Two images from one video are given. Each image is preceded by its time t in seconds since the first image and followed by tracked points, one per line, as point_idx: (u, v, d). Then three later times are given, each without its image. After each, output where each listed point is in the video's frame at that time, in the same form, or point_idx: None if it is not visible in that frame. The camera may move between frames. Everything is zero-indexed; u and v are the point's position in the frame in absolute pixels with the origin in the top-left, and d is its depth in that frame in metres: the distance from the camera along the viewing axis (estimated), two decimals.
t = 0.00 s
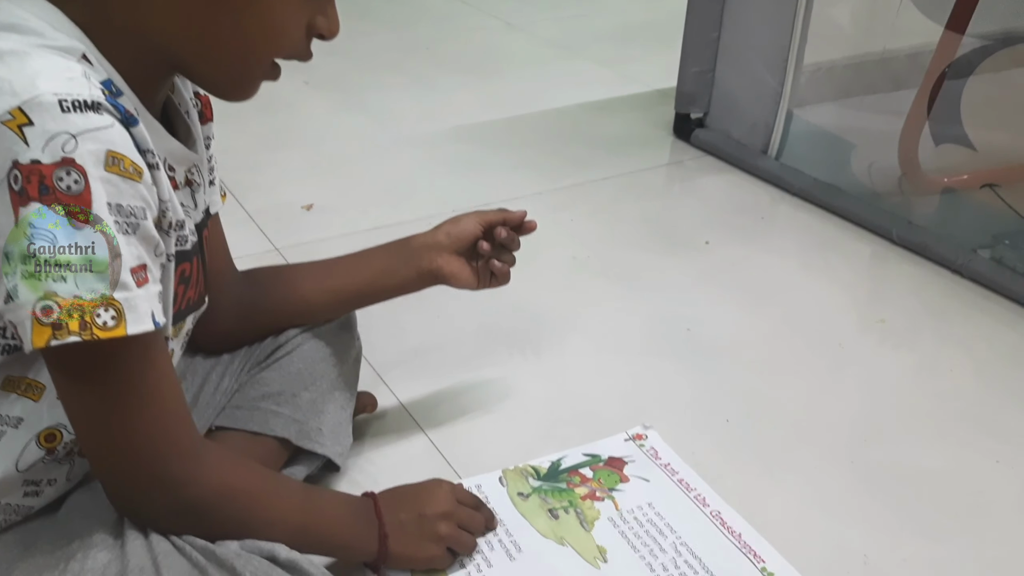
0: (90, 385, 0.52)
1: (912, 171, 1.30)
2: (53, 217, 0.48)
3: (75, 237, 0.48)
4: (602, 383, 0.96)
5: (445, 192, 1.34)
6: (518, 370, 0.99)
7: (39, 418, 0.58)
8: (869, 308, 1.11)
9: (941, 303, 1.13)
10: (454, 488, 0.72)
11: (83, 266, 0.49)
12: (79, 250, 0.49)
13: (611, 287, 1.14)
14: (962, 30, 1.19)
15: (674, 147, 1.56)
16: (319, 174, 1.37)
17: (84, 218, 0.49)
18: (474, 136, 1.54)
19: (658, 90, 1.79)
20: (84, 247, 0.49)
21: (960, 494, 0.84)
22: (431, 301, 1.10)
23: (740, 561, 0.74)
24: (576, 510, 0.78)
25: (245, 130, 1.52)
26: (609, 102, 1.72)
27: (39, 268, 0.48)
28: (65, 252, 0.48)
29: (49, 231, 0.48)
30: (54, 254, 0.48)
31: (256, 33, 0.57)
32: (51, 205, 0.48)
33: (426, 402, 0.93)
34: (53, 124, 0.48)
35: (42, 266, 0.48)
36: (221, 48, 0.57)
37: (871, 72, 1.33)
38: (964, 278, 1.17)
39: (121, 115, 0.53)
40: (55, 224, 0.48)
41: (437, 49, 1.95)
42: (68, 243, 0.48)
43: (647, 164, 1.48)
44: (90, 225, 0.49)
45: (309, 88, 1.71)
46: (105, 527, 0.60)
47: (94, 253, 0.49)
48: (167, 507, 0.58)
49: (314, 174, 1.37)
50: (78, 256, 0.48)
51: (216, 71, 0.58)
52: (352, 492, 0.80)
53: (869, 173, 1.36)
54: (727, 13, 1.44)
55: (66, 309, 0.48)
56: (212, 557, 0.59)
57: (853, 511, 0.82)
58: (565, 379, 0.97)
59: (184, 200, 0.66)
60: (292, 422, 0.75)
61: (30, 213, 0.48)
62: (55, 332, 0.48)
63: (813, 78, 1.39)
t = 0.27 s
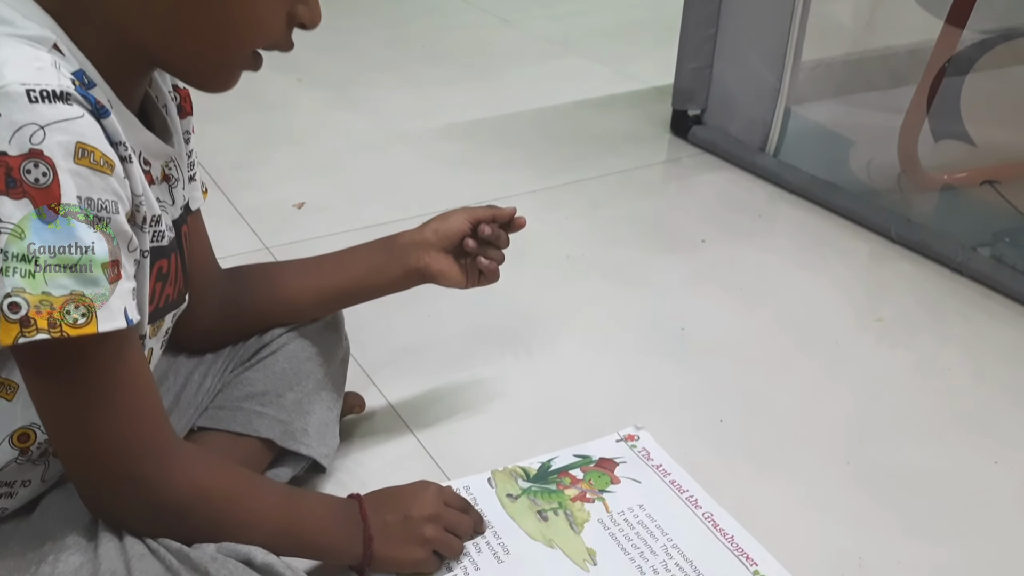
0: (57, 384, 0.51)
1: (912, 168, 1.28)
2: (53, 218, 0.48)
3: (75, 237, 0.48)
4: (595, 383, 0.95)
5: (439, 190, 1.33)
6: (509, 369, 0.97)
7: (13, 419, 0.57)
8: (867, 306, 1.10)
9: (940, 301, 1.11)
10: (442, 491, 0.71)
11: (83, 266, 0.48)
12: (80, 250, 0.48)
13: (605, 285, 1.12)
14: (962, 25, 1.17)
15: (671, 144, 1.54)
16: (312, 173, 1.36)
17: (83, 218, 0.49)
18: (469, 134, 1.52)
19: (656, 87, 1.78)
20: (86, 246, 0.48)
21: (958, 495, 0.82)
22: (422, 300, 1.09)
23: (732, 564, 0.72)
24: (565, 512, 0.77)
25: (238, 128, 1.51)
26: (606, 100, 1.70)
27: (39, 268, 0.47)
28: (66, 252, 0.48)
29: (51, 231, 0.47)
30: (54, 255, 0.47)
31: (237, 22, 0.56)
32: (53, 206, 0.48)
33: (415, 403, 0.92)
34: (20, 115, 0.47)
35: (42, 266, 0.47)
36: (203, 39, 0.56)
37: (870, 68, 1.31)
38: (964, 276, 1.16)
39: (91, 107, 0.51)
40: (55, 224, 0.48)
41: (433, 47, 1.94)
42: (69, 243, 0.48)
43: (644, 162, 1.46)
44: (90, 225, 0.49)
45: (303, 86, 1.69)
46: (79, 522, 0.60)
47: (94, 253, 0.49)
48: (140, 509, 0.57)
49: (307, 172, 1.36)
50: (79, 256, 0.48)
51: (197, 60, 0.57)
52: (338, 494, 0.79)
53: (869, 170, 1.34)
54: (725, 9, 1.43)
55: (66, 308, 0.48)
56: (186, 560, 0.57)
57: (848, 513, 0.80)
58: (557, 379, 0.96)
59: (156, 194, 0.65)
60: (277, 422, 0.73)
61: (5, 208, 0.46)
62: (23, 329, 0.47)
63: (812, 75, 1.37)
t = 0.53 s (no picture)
0: (64, 391, 0.50)
1: (927, 160, 1.26)
2: (53, 218, 0.47)
3: (75, 237, 0.47)
4: (608, 383, 0.94)
5: (449, 188, 1.32)
6: (522, 370, 0.96)
7: (19, 427, 0.56)
8: (885, 302, 1.08)
9: (959, 296, 1.09)
10: (456, 499, 0.69)
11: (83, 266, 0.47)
12: (80, 250, 0.47)
13: (617, 284, 1.11)
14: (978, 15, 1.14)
15: (683, 140, 1.53)
16: (320, 173, 1.35)
17: (83, 218, 0.48)
18: (479, 132, 1.51)
19: (667, 82, 1.76)
20: (85, 246, 0.47)
21: (981, 495, 0.81)
22: (433, 301, 1.08)
23: (751, 567, 0.71)
24: (580, 515, 0.75)
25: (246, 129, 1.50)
26: (616, 96, 1.69)
27: (39, 268, 0.46)
28: (66, 252, 0.47)
29: (51, 231, 0.46)
30: (54, 255, 0.46)
31: (243, 5, 0.55)
32: (53, 206, 0.47)
33: (427, 405, 0.91)
34: (22, 112, 0.46)
35: (42, 266, 0.46)
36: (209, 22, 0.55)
37: (885, 60, 1.28)
38: (983, 270, 1.14)
39: (94, 104, 0.50)
40: (55, 224, 0.47)
41: (442, 45, 1.92)
42: (68, 243, 0.47)
43: (655, 158, 1.45)
44: (90, 225, 0.48)
45: (310, 86, 1.68)
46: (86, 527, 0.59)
47: (94, 253, 0.48)
48: (149, 516, 0.56)
49: (316, 173, 1.35)
50: (79, 256, 0.47)
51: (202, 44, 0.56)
52: (349, 498, 0.78)
53: (885, 163, 1.32)
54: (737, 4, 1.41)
55: (67, 310, 0.47)
56: (195, 568, 0.57)
57: (868, 514, 0.78)
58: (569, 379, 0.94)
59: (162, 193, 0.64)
60: (287, 426, 0.72)
61: (6, 209, 0.46)
62: (27, 331, 0.46)
63: (823, 70, 1.35)
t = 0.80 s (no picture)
0: (79, 381, 0.49)
1: (947, 145, 1.24)
2: (52, 217, 0.46)
3: (75, 237, 0.46)
4: (626, 373, 0.93)
5: (463, 178, 1.31)
6: (538, 360, 0.95)
7: (31, 416, 0.55)
8: (904, 291, 1.07)
9: (979, 285, 1.08)
10: (470, 490, 0.69)
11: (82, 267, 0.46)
12: (79, 250, 0.46)
13: (633, 273, 1.10)
14: None
15: (698, 128, 1.51)
16: (333, 162, 1.35)
17: (84, 218, 0.46)
18: (492, 120, 1.50)
19: (681, 70, 1.75)
20: (84, 247, 0.46)
21: (1004, 485, 0.80)
22: (448, 291, 1.07)
23: (773, 558, 0.70)
24: (599, 506, 0.75)
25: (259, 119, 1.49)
26: (630, 83, 1.68)
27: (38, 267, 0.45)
28: (65, 253, 0.46)
29: (51, 231, 0.45)
30: (54, 255, 0.45)
31: None
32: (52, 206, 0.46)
33: (443, 395, 0.90)
34: (27, 97, 0.45)
35: (41, 266, 0.45)
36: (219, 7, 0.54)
37: (905, 46, 1.27)
38: (1003, 258, 1.13)
39: (100, 88, 0.49)
40: (54, 224, 0.46)
41: (454, 34, 1.91)
42: (67, 243, 0.46)
43: (670, 146, 1.44)
44: (91, 225, 0.46)
45: (323, 75, 1.68)
46: (104, 518, 0.59)
47: (94, 253, 0.46)
48: (168, 505, 0.55)
49: (329, 163, 1.35)
50: (78, 257, 0.46)
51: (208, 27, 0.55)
52: (366, 489, 0.78)
53: (904, 151, 1.30)
54: None
55: (67, 309, 0.46)
56: (213, 558, 0.56)
57: (890, 504, 0.77)
58: (586, 369, 0.94)
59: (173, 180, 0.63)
60: (305, 418, 0.72)
61: (10, 193, 0.45)
62: (36, 317, 0.46)
63: (841, 55, 1.33)
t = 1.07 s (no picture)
0: (90, 371, 0.49)
1: (958, 126, 1.22)
2: (52, 217, 0.45)
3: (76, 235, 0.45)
4: (638, 359, 0.93)
5: (471, 164, 1.30)
6: (550, 347, 0.95)
7: (36, 398, 0.55)
8: (917, 275, 1.06)
9: (993, 268, 1.07)
10: (486, 480, 0.68)
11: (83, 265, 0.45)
12: (80, 249, 0.45)
13: (644, 259, 1.09)
14: None
15: (707, 112, 1.50)
16: (341, 150, 1.34)
17: (84, 218, 0.46)
18: (500, 106, 1.49)
19: (690, 54, 1.73)
20: (85, 246, 0.45)
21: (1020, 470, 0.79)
22: (459, 279, 1.07)
23: (789, 544, 0.70)
24: (614, 493, 0.74)
25: (266, 107, 1.49)
26: (638, 68, 1.67)
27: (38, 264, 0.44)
28: (67, 253, 0.45)
29: (50, 231, 0.45)
30: (54, 254, 0.45)
31: None
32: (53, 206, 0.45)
33: (456, 383, 0.90)
34: (29, 81, 0.45)
35: (41, 265, 0.44)
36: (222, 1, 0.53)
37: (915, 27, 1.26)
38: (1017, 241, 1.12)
39: (102, 73, 0.49)
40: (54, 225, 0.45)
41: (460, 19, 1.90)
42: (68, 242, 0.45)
43: (679, 131, 1.43)
44: (91, 225, 0.46)
45: (329, 62, 1.67)
46: (123, 514, 0.58)
47: (95, 252, 0.46)
48: (182, 494, 0.55)
49: (337, 150, 1.34)
50: (80, 256, 0.45)
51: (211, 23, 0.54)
52: (380, 478, 0.77)
53: (915, 133, 1.28)
54: None
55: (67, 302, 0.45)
56: (230, 548, 0.56)
57: (905, 490, 0.77)
58: (598, 355, 0.93)
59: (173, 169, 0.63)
60: (317, 407, 0.71)
61: (11, 178, 0.44)
62: (38, 304, 0.45)
63: (852, 36, 1.32)
